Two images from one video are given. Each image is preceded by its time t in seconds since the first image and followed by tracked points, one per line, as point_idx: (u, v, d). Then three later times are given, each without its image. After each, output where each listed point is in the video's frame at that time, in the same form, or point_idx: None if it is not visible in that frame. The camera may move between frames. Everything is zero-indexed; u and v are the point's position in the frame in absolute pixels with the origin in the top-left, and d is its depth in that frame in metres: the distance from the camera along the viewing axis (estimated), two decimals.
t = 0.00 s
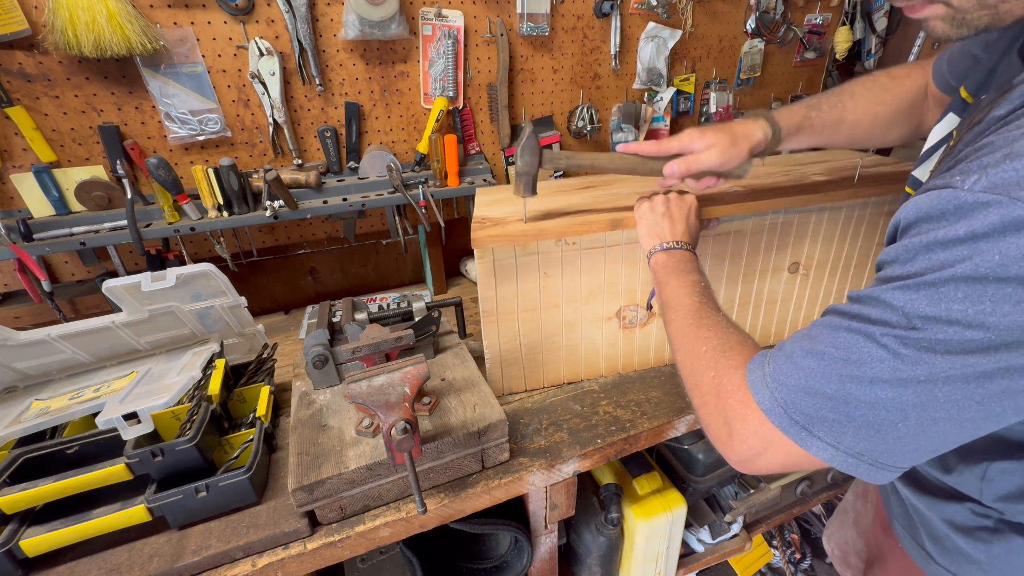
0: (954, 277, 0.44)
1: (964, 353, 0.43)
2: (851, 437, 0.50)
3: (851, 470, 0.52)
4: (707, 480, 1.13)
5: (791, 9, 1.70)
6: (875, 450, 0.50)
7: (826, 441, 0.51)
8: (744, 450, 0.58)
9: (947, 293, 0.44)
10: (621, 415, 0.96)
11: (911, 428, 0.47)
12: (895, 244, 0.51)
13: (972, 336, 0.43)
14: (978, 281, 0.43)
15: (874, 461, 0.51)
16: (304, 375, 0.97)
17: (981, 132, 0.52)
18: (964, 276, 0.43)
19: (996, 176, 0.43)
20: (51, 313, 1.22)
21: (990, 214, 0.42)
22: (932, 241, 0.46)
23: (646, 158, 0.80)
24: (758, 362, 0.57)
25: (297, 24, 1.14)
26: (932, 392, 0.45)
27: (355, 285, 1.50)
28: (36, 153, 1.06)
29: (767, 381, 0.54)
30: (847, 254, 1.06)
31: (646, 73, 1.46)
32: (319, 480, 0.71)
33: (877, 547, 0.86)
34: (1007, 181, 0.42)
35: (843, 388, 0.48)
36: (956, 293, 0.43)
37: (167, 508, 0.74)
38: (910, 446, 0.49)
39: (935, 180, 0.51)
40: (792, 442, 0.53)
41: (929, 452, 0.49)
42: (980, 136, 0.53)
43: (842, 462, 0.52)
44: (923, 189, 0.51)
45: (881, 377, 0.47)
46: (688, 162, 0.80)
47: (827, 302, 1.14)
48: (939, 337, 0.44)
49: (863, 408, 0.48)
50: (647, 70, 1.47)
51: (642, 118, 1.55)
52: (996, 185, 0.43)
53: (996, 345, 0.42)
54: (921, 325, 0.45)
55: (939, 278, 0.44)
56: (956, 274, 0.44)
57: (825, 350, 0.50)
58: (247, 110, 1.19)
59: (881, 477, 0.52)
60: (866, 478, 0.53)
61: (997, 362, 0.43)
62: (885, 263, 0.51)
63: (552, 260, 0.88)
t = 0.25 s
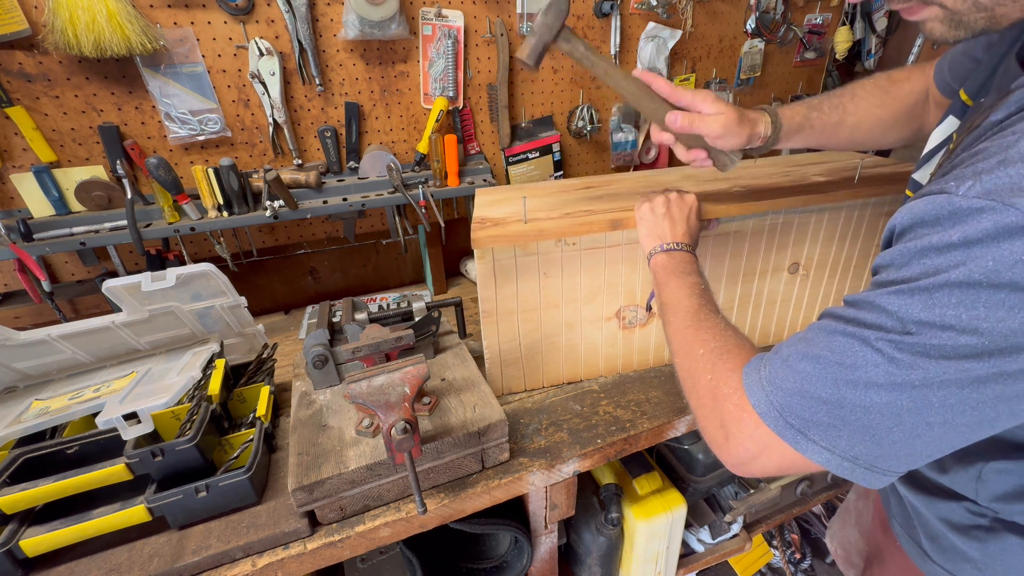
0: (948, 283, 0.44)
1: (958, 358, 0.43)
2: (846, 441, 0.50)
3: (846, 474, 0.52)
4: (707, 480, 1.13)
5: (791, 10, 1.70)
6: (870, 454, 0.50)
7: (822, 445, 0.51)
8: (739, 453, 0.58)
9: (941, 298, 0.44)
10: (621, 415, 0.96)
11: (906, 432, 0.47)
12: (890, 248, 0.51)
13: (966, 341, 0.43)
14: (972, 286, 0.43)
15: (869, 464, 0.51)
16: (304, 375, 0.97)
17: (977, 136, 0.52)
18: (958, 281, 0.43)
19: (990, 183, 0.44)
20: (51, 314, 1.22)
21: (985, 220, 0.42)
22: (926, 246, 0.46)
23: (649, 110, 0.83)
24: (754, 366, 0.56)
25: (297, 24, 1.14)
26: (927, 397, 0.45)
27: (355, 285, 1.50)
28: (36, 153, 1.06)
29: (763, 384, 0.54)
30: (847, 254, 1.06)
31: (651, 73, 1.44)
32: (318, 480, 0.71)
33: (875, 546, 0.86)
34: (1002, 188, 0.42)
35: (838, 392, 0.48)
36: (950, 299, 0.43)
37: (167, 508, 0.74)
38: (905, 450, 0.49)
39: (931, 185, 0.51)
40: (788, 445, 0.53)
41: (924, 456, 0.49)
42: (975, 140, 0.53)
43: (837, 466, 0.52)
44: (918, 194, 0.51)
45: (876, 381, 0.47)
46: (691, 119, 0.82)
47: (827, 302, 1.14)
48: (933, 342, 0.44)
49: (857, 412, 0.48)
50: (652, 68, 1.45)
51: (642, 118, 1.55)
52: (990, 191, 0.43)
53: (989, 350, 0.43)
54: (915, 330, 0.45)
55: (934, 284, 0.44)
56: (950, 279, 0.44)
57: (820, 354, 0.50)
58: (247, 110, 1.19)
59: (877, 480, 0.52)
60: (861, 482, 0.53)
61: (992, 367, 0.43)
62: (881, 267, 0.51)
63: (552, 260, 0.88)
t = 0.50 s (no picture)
0: (949, 290, 0.44)
1: (959, 365, 0.43)
2: (847, 447, 0.50)
3: (847, 480, 0.52)
4: (707, 480, 1.13)
5: (791, 10, 1.70)
6: (871, 460, 0.50)
7: (823, 450, 0.51)
8: (740, 457, 0.58)
9: (942, 305, 0.44)
10: (621, 415, 0.96)
11: (908, 438, 0.47)
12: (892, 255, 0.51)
13: (966, 348, 0.43)
14: (972, 294, 0.43)
15: (870, 470, 0.51)
16: (304, 375, 0.97)
17: (979, 143, 0.53)
18: (959, 289, 0.43)
19: (991, 191, 0.44)
20: (51, 314, 1.22)
21: (985, 228, 0.43)
22: (927, 253, 0.47)
23: (641, 143, 0.83)
24: (755, 370, 0.56)
25: (297, 24, 1.14)
26: (928, 404, 0.45)
27: (355, 285, 1.50)
28: (36, 153, 1.06)
29: (764, 389, 0.54)
30: (847, 254, 1.06)
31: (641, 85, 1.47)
32: (318, 481, 0.71)
33: (878, 548, 0.87)
34: (1002, 196, 0.43)
35: (839, 398, 0.48)
36: (951, 306, 0.43)
37: (167, 508, 0.74)
38: (906, 457, 0.49)
39: (933, 192, 0.51)
40: (788, 450, 0.53)
41: (925, 462, 0.49)
42: (978, 147, 0.53)
43: (838, 472, 0.52)
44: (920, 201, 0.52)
45: (877, 387, 0.47)
46: (685, 142, 0.84)
47: (827, 302, 1.14)
48: (934, 349, 0.44)
49: (858, 418, 0.48)
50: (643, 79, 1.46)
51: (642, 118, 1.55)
52: (991, 199, 0.43)
53: (989, 357, 0.43)
54: (916, 336, 0.45)
55: (935, 291, 0.45)
56: (951, 287, 0.44)
57: (822, 359, 0.50)
58: (247, 110, 1.19)
59: (878, 486, 0.52)
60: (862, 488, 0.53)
61: (993, 375, 0.43)
62: (883, 273, 0.51)
63: (553, 261, 0.88)
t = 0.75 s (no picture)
0: (950, 297, 0.44)
1: (959, 371, 0.43)
2: (846, 451, 0.50)
3: (846, 483, 0.52)
4: (707, 480, 1.13)
5: (791, 9, 1.70)
6: (870, 464, 0.50)
7: (822, 454, 0.51)
8: (738, 460, 0.58)
9: (943, 311, 0.44)
10: (621, 415, 0.96)
11: (907, 443, 0.47)
12: (892, 260, 0.51)
13: (967, 355, 0.43)
14: (973, 301, 0.43)
15: (869, 474, 0.51)
16: (304, 375, 0.97)
17: (977, 148, 0.53)
18: (960, 296, 0.43)
19: (992, 198, 0.44)
20: (51, 314, 1.22)
21: (987, 235, 0.43)
22: (927, 259, 0.47)
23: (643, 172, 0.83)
24: (753, 373, 0.56)
25: (297, 24, 1.14)
26: (928, 409, 0.45)
27: (355, 285, 1.50)
28: (36, 153, 1.06)
29: (762, 392, 0.54)
30: (847, 254, 1.06)
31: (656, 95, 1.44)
32: (318, 481, 0.71)
33: (880, 549, 0.87)
34: (1003, 203, 0.43)
35: (838, 402, 0.48)
36: (952, 312, 0.44)
37: (167, 508, 0.74)
38: (905, 461, 0.49)
39: (933, 197, 0.51)
40: (787, 454, 0.53)
41: (924, 467, 0.49)
42: (976, 152, 0.53)
43: (836, 475, 0.52)
44: (919, 207, 0.52)
45: (876, 392, 0.47)
46: (688, 170, 0.82)
47: (827, 302, 1.14)
48: (934, 355, 0.44)
49: (857, 423, 0.48)
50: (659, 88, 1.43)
51: (642, 118, 1.55)
52: (991, 206, 0.44)
53: (990, 364, 0.43)
54: (916, 342, 0.45)
55: (935, 297, 0.45)
56: (952, 293, 0.44)
57: (820, 363, 0.50)
58: (247, 110, 1.19)
59: (877, 490, 0.52)
60: (861, 491, 0.53)
61: (994, 381, 0.43)
62: (882, 278, 0.51)
63: (553, 262, 0.88)
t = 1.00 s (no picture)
0: (951, 308, 0.44)
1: (961, 381, 0.43)
2: (848, 458, 0.50)
3: (848, 490, 0.52)
4: (707, 481, 1.13)
5: (791, 10, 1.70)
6: (872, 471, 0.50)
7: (824, 461, 0.51)
8: (739, 465, 0.58)
9: (944, 322, 0.44)
10: (621, 415, 0.96)
11: (909, 451, 0.47)
12: (892, 268, 0.51)
13: (969, 365, 0.43)
14: (975, 312, 0.43)
15: (871, 480, 0.51)
16: (304, 375, 0.97)
17: (976, 156, 0.53)
18: (961, 306, 0.43)
19: (992, 210, 0.44)
20: (51, 314, 1.22)
21: (988, 247, 0.43)
22: (928, 269, 0.47)
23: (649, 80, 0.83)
24: (755, 380, 0.57)
25: (297, 24, 1.14)
26: (930, 417, 0.45)
27: (355, 285, 1.50)
28: (36, 153, 1.06)
29: (763, 400, 0.54)
30: (847, 255, 1.06)
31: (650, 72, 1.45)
32: (318, 481, 0.71)
33: (884, 551, 0.87)
34: (1003, 215, 0.43)
35: (839, 411, 0.48)
36: (953, 323, 0.43)
37: (167, 508, 0.74)
38: (908, 468, 0.49)
39: (933, 206, 0.51)
40: (788, 460, 0.53)
41: (927, 473, 0.49)
42: (975, 160, 0.53)
43: (839, 482, 0.52)
44: (920, 215, 0.52)
45: (878, 400, 0.47)
46: (687, 110, 0.82)
47: (827, 303, 1.14)
48: (936, 364, 0.44)
49: (859, 431, 0.48)
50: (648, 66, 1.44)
51: (642, 118, 1.55)
52: (991, 217, 0.43)
53: (992, 374, 0.42)
54: (918, 352, 0.45)
55: (936, 308, 0.44)
56: (953, 304, 0.44)
57: (821, 371, 0.50)
58: (247, 110, 1.19)
59: (879, 496, 0.52)
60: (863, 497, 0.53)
61: (995, 391, 0.43)
62: (883, 286, 0.51)
63: (554, 262, 0.88)
